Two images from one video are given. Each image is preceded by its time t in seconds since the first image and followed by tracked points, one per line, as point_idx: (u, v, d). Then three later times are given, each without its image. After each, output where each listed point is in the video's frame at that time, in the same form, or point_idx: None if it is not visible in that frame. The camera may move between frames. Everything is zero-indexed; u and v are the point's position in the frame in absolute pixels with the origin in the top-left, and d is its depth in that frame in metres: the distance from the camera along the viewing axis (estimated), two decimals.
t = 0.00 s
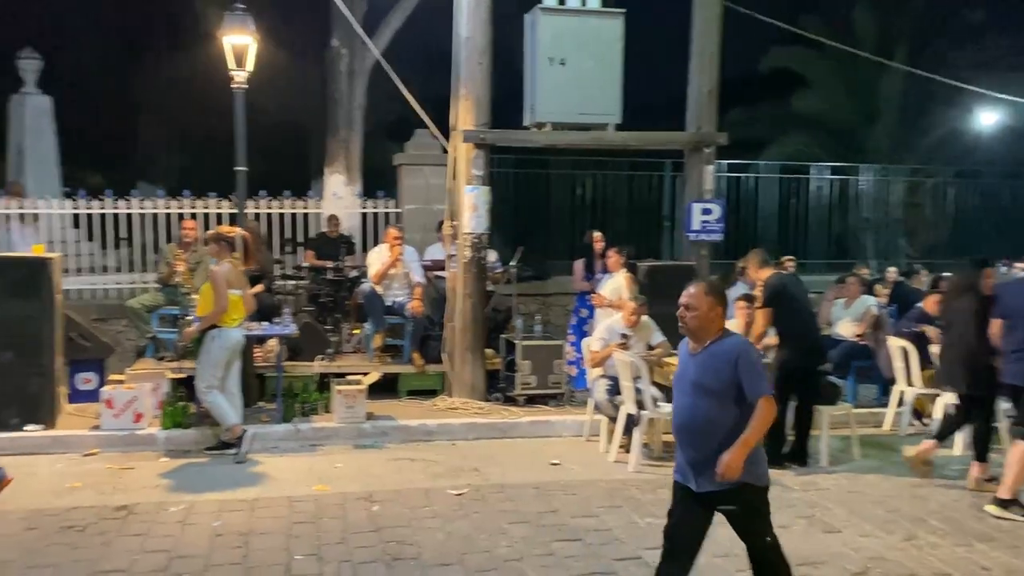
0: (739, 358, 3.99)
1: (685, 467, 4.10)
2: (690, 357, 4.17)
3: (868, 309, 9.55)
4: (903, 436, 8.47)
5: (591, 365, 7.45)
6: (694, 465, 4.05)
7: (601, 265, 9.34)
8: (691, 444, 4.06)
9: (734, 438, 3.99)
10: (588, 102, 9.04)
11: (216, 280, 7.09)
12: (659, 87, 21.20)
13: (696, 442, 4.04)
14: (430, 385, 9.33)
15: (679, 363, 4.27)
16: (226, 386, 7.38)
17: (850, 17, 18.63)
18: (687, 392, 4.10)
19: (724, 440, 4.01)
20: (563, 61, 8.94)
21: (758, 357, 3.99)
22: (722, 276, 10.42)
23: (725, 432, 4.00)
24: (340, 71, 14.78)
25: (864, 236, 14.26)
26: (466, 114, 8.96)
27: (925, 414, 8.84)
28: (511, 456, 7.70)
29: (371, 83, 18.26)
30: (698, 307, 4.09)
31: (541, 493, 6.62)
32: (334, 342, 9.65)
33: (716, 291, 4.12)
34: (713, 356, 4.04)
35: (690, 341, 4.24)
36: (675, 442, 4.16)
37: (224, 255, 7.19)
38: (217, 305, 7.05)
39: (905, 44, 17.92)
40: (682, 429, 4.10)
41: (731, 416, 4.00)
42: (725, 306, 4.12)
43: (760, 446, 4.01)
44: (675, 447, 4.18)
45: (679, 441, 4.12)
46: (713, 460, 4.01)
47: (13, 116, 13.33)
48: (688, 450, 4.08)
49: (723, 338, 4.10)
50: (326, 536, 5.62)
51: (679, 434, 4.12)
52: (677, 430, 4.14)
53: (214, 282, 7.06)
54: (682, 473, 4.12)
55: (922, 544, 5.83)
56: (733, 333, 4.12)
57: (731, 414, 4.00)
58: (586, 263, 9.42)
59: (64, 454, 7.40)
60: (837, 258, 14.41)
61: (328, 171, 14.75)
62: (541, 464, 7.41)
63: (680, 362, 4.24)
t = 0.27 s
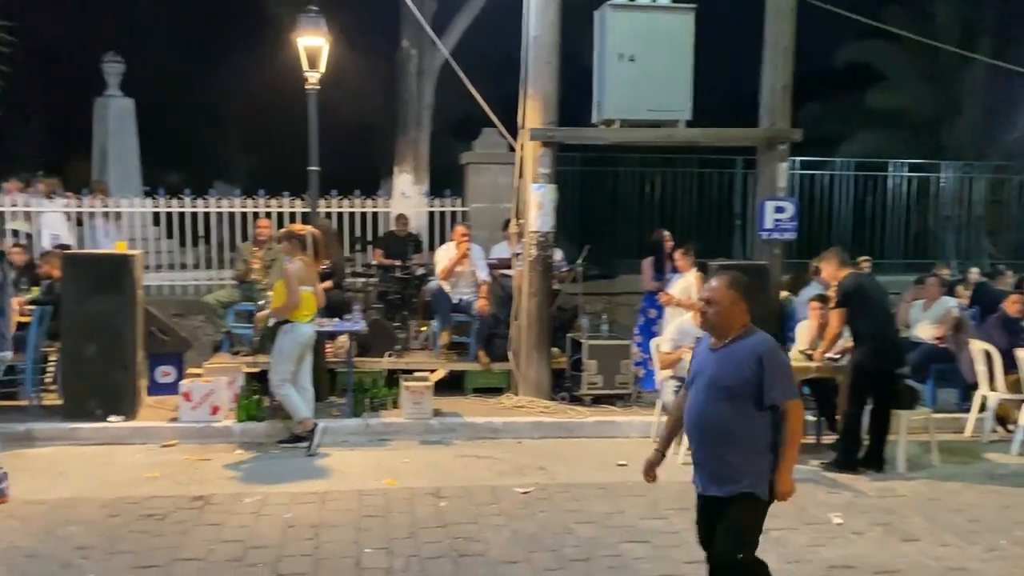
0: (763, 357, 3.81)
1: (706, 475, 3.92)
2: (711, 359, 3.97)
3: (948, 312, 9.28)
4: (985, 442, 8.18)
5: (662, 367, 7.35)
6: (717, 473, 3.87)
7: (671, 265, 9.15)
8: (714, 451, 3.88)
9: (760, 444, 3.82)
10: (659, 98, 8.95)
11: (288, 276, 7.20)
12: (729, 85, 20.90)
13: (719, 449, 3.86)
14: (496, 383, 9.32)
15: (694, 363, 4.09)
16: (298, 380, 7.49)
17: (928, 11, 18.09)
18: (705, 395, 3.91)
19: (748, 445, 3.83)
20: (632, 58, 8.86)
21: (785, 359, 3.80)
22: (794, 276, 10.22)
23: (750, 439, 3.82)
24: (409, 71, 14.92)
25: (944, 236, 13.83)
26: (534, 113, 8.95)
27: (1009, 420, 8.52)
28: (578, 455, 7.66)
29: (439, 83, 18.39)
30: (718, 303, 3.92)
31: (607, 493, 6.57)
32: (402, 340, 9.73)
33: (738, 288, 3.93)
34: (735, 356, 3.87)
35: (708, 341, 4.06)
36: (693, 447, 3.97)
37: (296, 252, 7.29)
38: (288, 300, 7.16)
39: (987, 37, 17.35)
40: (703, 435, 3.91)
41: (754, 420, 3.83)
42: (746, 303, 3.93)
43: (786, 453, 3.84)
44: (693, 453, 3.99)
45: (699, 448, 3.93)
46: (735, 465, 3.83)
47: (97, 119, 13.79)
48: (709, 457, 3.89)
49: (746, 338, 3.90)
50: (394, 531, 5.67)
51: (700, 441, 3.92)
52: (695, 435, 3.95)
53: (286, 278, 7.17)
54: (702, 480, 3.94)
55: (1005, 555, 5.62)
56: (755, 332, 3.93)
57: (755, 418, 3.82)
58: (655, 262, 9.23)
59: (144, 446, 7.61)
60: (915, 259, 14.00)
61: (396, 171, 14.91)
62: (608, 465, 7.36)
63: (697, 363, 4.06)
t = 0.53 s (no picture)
0: (763, 372, 3.51)
1: (701, 493, 3.65)
2: (706, 371, 3.65)
3: (998, 312, 9.08)
4: None
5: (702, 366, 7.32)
6: (715, 493, 3.61)
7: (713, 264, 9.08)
8: (711, 471, 3.61)
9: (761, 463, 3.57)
10: (702, 96, 8.88)
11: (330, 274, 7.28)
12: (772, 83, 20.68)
13: (718, 470, 3.59)
14: (535, 381, 9.32)
15: (684, 373, 3.77)
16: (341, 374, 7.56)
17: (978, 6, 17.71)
18: (700, 411, 3.62)
19: (747, 464, 3.57)
20: (675, 55, 8.79)
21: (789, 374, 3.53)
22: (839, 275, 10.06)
23: (751, 459, 3.55)
24: (450, 70, 14.95)
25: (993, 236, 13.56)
26: (575, 112, 8.93)
27: None
28: (618, 455, 7.63)
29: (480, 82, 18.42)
30: (713, 312, 3.58)
31: (647, 493, 6.54)
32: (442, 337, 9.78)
33: (735, 295, 3.60)
34: (732, 370, 3.56)
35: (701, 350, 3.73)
36: (686, 465, 3.70)
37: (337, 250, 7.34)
38: (329, 299, 7.25)
39: None
40: (700, 454, 3.61)
41: (753, 437, 3.56)
42: (744, 311, 3.61)
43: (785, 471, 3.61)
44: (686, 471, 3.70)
45: (695, 468, 3.64)
46: (733, 484, 3.58)
47: (145, 119, 14.02)
48: (704, 476, 3.63)
49: (745, 350, 3.59)
50: (435, 527, 5.70)
51: (695, 460, 3.64)
52: (688, 452, 3.67)
53: (327, 277, 7.25)
54: (696, 499, 3.68)
55: None
56: (754, 342, 3.62)
57: (756, 434, 3.56)
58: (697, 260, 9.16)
59: (190, 439, 7.74)
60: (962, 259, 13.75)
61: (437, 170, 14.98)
62: (648, 465, 7.32)
63: (689, 373, 3.74)
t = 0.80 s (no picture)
0: (739, 370, 3.25)
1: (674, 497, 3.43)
2: (682, 368, 3.44)
3: None
4: None
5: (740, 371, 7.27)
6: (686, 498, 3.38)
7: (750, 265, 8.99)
8: (683, 473, 3.38)
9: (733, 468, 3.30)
10: (739, 97, 8.81)
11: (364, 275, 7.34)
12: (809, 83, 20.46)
13: (687, 472, 3.36)
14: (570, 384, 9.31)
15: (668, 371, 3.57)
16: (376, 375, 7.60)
17: None
18: (676, 412, 3.39)
19: (719, 468, 3.32)
20: (711, 56, 8.73)
21: (762, 373, 3.23)
22: (880, 277, 9.92)
23: (721, 461, 3.30)
24: (486, 72, 14.97)
25: None
26: (610, 114, 8.90)
27: None
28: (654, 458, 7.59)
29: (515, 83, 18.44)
30: (686, 305, 3.38)
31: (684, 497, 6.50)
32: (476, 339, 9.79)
33: (710, 289, 3.38)
34: (705, 367, 3.33)
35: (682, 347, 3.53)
36: (664, 469, 3.47)
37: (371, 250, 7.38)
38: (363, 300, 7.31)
39: None
40: (672, 455, 3.41)
41: (725, 439, 3.29)
42: (719, 307, 3.37)
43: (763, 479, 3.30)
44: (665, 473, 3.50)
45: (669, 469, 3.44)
46: (705, 489, 3.34)
47: (185, 122, 14.19)
48: (678, 483, 3.40)
49: (720, 347, 3.35)
50: (470, 528, 5.71)
51: (669, 461, 3.43)
52: (665, 455, 3.44)
53: (361, 278, 7.32)
54: (670, 506, 3.46)
55: None
56: (732, 339, 3.37)
57: (728, 436, 3.29)
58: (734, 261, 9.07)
59: (229, 438, 7.83)
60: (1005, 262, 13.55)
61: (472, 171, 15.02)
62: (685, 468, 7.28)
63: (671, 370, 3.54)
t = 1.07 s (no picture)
0: (681, 382, 3.01)
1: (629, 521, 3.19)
2: (632, 382, 3.23)
3: None
4: None
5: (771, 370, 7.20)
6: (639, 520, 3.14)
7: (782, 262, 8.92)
8: (634, 494, 3.15)
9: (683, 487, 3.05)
10: (771, 93, 8.74)
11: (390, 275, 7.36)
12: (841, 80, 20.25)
13: (637, 492, 3.13)
14: (599, 383, 9.24)
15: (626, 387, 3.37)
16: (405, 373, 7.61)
17: None
18: (625, 427, 3.18)
19: (669, 487, 3.07)
20: (743, 51, 8.66)
21: (708, 383, 3.00)
22: (914, 277, 9.78)
23: (669, 480, 3.06)
24: (514, 70, 14.96)
25: None
26: (641, 111, 8.87)
27: None
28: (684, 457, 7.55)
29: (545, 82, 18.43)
30: (627, 319, 3.22)
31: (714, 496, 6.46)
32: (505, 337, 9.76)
33: (655, 299, 3.20)
34: (650, 379, 3.11)
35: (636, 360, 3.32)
36: (618, 490, 3.24)
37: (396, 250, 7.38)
38: (389, 300, 7.33)
39: None
40: (623, 473, 3.18)
41: (672, 455, 3.05)
42: (665, 316, 3.18)
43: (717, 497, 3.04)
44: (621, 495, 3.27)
45: (622, 490, 3.21)
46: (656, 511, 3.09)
47: (217, 121, 14.32)
48: (630, 503, 3.17)
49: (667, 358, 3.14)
50: (500, 526, 5.72)
51: (621, 481, 3.20)
52: (618, 475, 3.21)
53: (387, 278, 7.33)
54: (625, 528, 3.22)
55: None
56: (681, 350, 3.15)
57: (676, 452, 3.05)
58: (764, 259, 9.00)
59: (260, 435, 7.90)
60: None
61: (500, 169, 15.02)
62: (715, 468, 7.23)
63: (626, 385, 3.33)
